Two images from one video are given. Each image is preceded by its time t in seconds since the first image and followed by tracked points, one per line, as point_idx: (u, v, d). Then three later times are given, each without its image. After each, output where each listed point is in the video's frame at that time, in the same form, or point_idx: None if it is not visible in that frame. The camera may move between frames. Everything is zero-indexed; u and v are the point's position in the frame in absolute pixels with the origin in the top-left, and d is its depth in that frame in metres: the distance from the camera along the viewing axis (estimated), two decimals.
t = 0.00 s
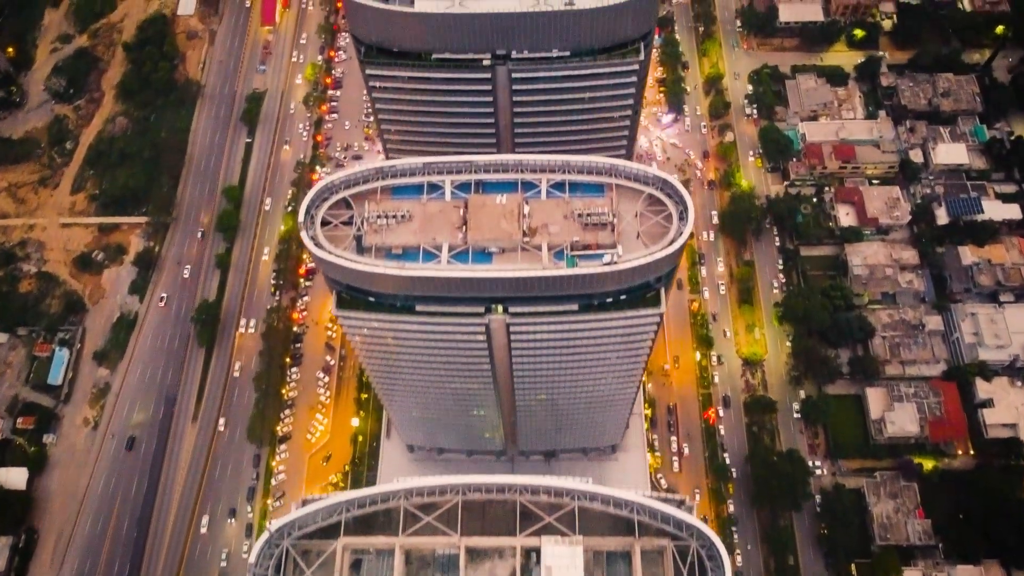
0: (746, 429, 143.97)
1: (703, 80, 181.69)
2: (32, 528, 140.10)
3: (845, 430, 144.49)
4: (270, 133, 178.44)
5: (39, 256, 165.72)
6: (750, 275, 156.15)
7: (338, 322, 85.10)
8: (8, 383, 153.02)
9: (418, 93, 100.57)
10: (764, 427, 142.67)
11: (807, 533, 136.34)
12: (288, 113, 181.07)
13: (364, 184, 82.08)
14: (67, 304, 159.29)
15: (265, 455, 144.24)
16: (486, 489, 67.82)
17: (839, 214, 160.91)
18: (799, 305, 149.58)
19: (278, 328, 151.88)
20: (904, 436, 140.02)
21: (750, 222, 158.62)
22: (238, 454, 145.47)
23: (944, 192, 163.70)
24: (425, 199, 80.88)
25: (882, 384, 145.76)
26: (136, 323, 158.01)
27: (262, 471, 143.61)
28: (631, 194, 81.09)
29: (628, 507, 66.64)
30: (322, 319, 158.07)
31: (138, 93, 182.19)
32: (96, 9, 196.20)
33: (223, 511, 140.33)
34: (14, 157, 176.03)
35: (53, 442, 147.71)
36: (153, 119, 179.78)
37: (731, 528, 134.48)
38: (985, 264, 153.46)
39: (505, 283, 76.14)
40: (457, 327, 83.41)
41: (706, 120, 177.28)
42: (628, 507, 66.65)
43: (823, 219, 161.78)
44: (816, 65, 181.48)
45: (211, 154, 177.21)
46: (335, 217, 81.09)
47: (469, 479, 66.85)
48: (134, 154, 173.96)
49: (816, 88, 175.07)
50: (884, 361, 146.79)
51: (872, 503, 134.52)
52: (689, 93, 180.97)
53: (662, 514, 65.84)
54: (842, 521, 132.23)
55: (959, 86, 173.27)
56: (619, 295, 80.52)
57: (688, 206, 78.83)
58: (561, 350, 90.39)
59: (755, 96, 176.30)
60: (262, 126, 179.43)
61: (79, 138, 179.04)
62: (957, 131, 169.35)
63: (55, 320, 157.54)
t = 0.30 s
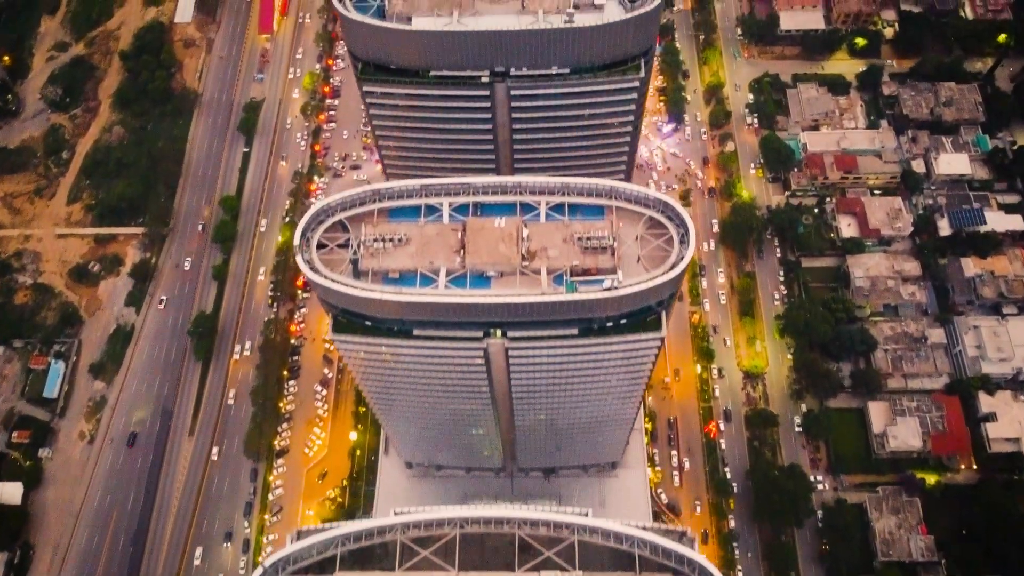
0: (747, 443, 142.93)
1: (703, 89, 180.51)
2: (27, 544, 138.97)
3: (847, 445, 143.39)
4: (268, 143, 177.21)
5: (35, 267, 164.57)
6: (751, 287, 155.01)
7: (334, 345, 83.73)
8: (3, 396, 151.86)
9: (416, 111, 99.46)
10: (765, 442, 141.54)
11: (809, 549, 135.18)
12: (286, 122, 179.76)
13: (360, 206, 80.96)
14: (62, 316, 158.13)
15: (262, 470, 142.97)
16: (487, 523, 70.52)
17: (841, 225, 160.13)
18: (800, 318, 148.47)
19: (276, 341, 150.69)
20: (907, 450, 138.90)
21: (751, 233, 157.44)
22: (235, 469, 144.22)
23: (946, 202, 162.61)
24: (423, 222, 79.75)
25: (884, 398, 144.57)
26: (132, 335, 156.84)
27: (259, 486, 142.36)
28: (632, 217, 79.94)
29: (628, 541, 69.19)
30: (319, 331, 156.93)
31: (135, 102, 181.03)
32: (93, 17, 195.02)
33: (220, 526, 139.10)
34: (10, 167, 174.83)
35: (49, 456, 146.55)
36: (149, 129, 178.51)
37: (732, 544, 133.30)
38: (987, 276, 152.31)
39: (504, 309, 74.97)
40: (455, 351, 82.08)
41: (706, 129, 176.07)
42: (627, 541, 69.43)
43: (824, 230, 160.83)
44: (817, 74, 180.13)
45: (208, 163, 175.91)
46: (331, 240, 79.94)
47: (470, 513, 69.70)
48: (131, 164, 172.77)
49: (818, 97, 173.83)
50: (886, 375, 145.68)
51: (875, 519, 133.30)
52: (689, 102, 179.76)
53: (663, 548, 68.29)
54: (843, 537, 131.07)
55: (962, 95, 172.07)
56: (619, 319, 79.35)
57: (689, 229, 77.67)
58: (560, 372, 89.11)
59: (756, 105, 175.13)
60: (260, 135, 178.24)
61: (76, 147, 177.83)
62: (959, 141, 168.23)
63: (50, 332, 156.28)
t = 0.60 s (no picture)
0: (748, 457, 141.86)
1: (704, 99, 179.37)
2: (22, 560, 137.73)
3: (848, 459, 142.17)
4: (265, 152, 175.94)
5: (30, 279, 163.34)
6: (751, 299, 153.79)
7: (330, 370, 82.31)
8: None
9: (414, 128, 98.29)
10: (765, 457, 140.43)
11: (810, 566, 133.92)
12: (283, 132, 178.49)
13: (356, 229, 79.81)
14: (58, 328, 156.81)
15: (259, 484, 141.67)
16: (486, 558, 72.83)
17: (842, 236, 158.82)
18: (802, 331, 147.27)
19: (273, 354, 149.47)
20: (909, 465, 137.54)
21: (752, 244, 156.16)
22: (231, 483, 143.02)
23: (949, 214, 161.44)
24: (421, 245, 78.59)
25: (886, 412, 143.18)
26: (128, 347, 155.61)
27: (256, 501, 141.10)
28: (632, 240, 78.77)
29: None
30: (317, 344, 155.71)
31: (132, 111, 179.82)
32: (90, 24, 193.75)
33: (217, 542, 137.82)
34: (6, 177, 173.57)
35: (44, 471, 145.30)
36: (146, 138, 177.19)
37: (733, 560, 132.21)
38: (990, 288, 151.07)
39: (502, 335, 73.76)
40: (453, 376, 80.74)
41: (707, 139, 174.84)
42: None
43: (825, 241, 159.66)
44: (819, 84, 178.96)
45: (205, 173, 174.69)
46: (326, 263, 78.76)
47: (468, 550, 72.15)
48: (127, 173, 171.49)
49: (819, 106, 172.67)
50: (888, 389, 144.49)
51: (877, 534, 131.94)
52: (690, 111, 178.58)
53: None
54: (845, 553, 129.64)
55: (964, 104, 170.94)
56: (620, 344, 78.14)
57: (690, 253, 76.45)
58: (560, 395, 87.76)
59: (756, 115, 173.86)
60: (257, 145, 176.98)
61: (72, 157, 176.52)
62: (961, 151, 167.00)
63: (46, 344, 154.97)
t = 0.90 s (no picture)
0: (749, 472, 140.78)
1: (705, 108, 178.25)
2: None
3: (851, 474, 141.22)
4: (263, 162, 174.75)
5: (26, 290, 162.19)
6: (753, 311, 152.57)
7: (327, 396, 81.05)
8: None
9: (412, 146, 97.12)
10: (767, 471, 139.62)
11: None
12: (282, 142, 177.42)
13: (353, 253, 78.65)
14: (54, 341, 155.55)
15: (257, 499, 140.45)
16: None
17: (844, 248, 157.67)
18: (804, 345, 146.10)
19: (271, 368, 148.29)
20: (912, 480, 136.34)
21: (753, 256, 154.84)
22: (228, 499, 141.70)
23: (951, 225, 160.30)
24: (418, 270, 77.47)
25: (889, 427, 142.05)
26: (125, 360, 154.41)
27: (254, 516, 139.92)
28: (633, 264, 77.63)
29: None
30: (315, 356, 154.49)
31: (129, 121, 178.61)
32: (86, 33, 192.59)
33: (214, 558, 136.67)
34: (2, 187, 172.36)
35: (40, 485, 144.06)
36: (143, 148, 175.90)
37: None
38: (993, 301, 149.78)
39: (501, 362, 72.61)
40: (451, 403, 79.46)
41: (708, 149, 173.62)
42: None
43: (827, 252, 158.66)
44: (820, 93, 177.82)
45: (203, 183, 173.44)
46: (322, 288, 77.59)
47: None
48: (124, 184, 170.29)
49: (821, 116, 171.49)
50: (891, 403, 143.28)
51: (880, 551, 130.54)
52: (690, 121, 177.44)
53: None
54: (848, 569, 128.20)
55: (966, 114, 169.82)
56: (620, 370, 76.95)
57: (692, 278, 75.24)
58: (559, 420, 86.52)
59: (758, 125, 172.55)
60: (255, 154, 175.69)
61: (68, 167, 175.31)
62: (964, 161, 165.75)
63: (41, 357, 153.71)
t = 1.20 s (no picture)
0: (750, 487, 139.59)
1: (705, 117, 177.08)
2: None
3: (852, 489, 140.08)
4: (260, 172, 173.53)
5: (21, 302, 160.94)
6: (753, 324, 151.34)
7: (323, 422, 79.84)
8: None
9: (409, 164, 96.02)
10: (768, 486, 138.40)
11: None
12: (279, 151, 176.14)
13: (349, 277, 77.60)
14: (49, 354, 154.25)
15: (254, 515, 139.11)
16: None
17: (846, 259, 156.56)
18: (805, 358, 144.95)
19: (268, 381, 147.07)
20: (915, 496, 135.11)
21: (754, 268, 153.61)
22: (224, 514, 140.21)
23: (954, 236, 159.18)
24: (415, 295, 76.38)
25: (891, 441, 140.86)
26: (121, 372, 153.05)
27: (250, 531, 138.58)
28: (634, 289, 76.55)
29: None
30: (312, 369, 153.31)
31: (125, 130, 177.43)
32: (82, 40, 191.38)
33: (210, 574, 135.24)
34: None
35: (34, 500, 142.61)
36: (139, 157, 174.57)
37: None
38: (996, 314, 148.46)
39: (499, 390, 71.47)
40: (449, 429, 78.24)
41: (709, 159, 172.44)
42: None
43: (829, 263, 158.26)
44: (821, 102, 176.56)
45: (199, 193, 172.17)
46: (318, 313, 76.46)
47: None
48: (121, 194, 169.03)
49: (822, 125, 170.22)
50: (893, 417, 142.02)
51: (881, 568, 128.56)
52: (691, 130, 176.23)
53: None
54: None
55: (968, 124, 168.60)
56: (621, 398, 75.80)
57: (694, 305, 74.13)
58: (558, 447, 85.21)
59: (759, 135, 171.34)
60: (252, 164, 174.41)
61: (64, 177, 174.08)
62: (967, 172, 164.43)
63: (36, 370, 152.39)
